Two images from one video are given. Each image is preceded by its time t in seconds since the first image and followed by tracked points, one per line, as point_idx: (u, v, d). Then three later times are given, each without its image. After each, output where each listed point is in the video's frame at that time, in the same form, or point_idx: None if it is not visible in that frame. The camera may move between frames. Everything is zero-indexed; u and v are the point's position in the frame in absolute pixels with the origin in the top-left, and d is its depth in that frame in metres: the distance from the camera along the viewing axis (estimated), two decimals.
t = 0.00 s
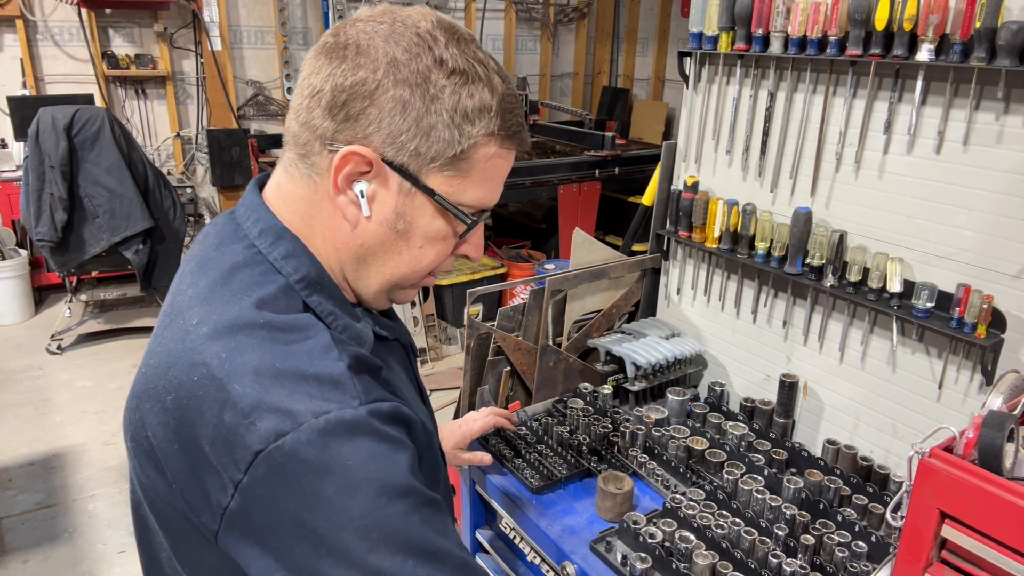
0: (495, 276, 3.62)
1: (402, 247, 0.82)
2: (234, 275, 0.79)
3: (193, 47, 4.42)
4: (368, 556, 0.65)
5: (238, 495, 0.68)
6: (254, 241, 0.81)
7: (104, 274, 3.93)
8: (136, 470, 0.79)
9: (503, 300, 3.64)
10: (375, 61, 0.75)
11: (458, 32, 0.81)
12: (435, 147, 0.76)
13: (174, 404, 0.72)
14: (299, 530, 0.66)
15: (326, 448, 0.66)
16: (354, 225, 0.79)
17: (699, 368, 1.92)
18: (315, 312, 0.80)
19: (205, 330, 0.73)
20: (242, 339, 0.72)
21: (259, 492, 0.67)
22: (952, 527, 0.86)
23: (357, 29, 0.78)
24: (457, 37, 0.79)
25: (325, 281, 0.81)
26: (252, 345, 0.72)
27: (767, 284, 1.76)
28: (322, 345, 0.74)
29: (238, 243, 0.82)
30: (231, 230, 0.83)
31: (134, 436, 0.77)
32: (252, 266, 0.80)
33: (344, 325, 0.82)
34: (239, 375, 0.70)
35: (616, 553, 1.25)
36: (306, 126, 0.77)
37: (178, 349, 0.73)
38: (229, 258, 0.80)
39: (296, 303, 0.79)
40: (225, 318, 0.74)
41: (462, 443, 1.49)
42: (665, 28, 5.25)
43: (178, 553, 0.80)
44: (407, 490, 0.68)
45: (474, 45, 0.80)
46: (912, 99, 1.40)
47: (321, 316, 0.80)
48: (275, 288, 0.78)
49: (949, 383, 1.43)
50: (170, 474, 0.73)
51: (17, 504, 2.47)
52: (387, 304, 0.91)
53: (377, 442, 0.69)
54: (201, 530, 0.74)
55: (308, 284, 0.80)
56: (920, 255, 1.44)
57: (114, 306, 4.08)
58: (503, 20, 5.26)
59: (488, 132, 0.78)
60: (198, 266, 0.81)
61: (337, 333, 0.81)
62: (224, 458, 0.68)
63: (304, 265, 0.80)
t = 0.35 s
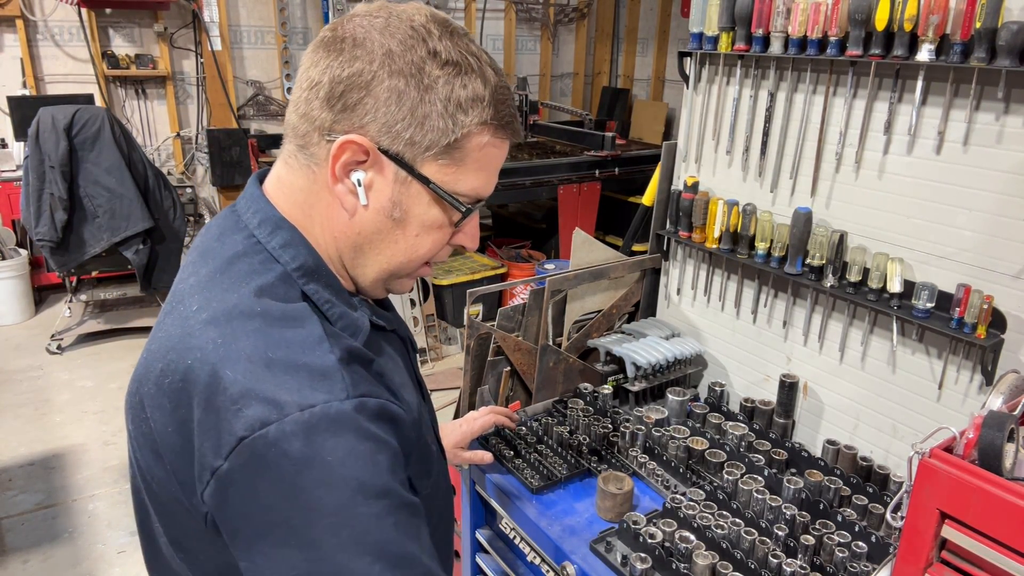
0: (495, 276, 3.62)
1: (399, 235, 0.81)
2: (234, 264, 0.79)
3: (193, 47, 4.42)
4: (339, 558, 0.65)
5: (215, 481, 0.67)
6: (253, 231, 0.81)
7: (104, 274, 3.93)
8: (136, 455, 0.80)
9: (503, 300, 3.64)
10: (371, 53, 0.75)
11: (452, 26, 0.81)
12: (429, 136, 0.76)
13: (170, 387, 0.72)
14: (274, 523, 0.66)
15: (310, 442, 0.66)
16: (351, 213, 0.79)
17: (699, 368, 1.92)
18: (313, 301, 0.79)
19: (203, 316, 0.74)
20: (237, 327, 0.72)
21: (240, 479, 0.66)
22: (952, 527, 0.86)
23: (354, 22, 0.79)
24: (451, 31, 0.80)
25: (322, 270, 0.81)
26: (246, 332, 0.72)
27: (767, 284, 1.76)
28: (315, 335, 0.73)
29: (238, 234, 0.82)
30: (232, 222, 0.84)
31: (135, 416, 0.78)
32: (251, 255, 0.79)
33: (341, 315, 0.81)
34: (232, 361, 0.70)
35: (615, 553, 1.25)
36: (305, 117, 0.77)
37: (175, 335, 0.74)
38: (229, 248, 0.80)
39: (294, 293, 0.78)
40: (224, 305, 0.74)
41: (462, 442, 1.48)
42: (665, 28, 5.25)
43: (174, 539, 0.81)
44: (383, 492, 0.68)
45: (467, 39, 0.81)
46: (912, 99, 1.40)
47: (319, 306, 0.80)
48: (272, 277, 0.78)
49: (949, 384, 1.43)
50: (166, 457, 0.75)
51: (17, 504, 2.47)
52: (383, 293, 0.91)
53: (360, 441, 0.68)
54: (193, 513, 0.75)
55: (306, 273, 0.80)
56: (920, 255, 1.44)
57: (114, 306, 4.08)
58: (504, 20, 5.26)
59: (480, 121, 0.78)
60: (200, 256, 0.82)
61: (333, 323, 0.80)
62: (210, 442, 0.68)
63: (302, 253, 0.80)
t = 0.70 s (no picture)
0: (495, 275, 3.62)
1: (388, 229, 0.81)
2: (219, 257, 0.79)
3: (193, 47, 4.43)
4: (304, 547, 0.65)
5: (188, 466, 0.67)
6: (242, 225, 0.81)
7: (104, 274, 3.93)
8: (125, 441, 0.81)
9: (503, 300, 3.65)
10: (360, 50, 0.75)
11: (439, 25, 0.82)
12: (418, 131, 0.76)
13: (154, 373, 0.73)
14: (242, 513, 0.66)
15: (284, 432, 0.66)
16: (342, 207, 0.79)
17: (699, 368, 1.92)
18: (297, 292, 0.79)
19: (188, 306, 0.74)
20: (219, 316, 0.72)
21: (212, 465, 0.66)
22: (952, 527, 0.86)
23: (340, 21, 0.79)
24: (438, 29, 0.80)
25: (309, 262, 0.81)
26: (228, 321, 0.72)
27: (767, 284, 1.76)
28: (296, 326, 0.73)
29: (227, 227, 0.82)
30: (221, 217, 0.84)
31: (124, 402, 0.79)
32: (238, 247, 0.79)
33: (327, 306, 0.80)
34: (212, 349, 0.70)
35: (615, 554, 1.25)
36: (295, 114, 0.77)
37: (161, 323, 0.74)
38: (218, 240, 0.81)
39: (279, 284, 0.78)
40: (209, 296, 0.74)
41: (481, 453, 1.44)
42: (665, 27, 5.25)
43: (161, 522, 0.82)
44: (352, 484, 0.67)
45: (454, 37, 0.81)
46: (912, 99, 1.40)
47: (303, 297, 0.79)
48: (257, 268, 0.78)
49: (949, 383, 1.43)
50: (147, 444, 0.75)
51: (17, 504, 2.47)
52: (375, 286, 0.91)
53: (334, 431, 0.68)
54: (172, 497, 0.75)
55: (292, 265, 0.79)
56: (919, 255, 1.44)
57: (114, 306, 4.08)
58: (504, 21, 5.26)
59: (467, 117, 0.79)
60: (192, 249, 0.82)
61: (319, 315, 0.79)
62: (187, 427, 0.69)
63: (288, 246, 0.79)
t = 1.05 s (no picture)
0: (495, 275, 3.62)
1: (387, 228, 0.81)
2: (213, 252, 0.78)
3: (193, 47, 4.42)
4: (288, 536, 0.68)
5: (177, 456, 0.68)
6: (236, 221, 0.80)
7: (104, 274, 3.93)
8: (122, 436, 0.82)
9: (503, 300, 3.65)
10: (366, 53, 0.75)
11: (442, 30, 0.82)
12: (421, 134, 0.77)
13: (145, 363, 0.73)
14: (226, 501, 0.67)
15: (270, 425, 0.66)
16: (343, 205, 0.78)
17: (699, 368, 1.91)
18: (289, 287, 0.78)
19: (180, 299, 0.74)
20: (210, 309, 0.72)
21: (200, 455, 0.67)
22: (952, 527, 0.86)
23: (342, 23, 0.79)
24: (441, 34, 0.81)
25: (301, 257, 0.80)
26: (219, 314, 0.72)
27: (767, 284, 1.76)
28: (283, 319, 0.73)
29: (222, 224, 0.81)
30: (216, 214, 0.83)
31: (119, 395, 0.80)
32: (232, 243, 0.79)
33: (320, 300, 0.79)
34: (202, 341, 0.70)
35: (616, 553, 1.25)
36: (297, 112, 0.76)
37: (154, 316, 0.75)
38: (213, 235, 0.80)
39: (271, 279, 0.77)
40: (201, 289, 0.74)
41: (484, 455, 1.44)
42: (665, 27, 5.25)
43: (155, 514, 0.82)
44: (338, 477, 0.68)
45: (457, 43, 0.82)
46: (912, 99, 1.40)
47: (296, 292, 0.78)
48: (250, 263, 0.77)
49: (949, 383, 1.43)
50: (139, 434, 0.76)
51: (17, 504, 2.47)
52: (368, 282, 0.91)
53: (319, 423, 0.68)
54: (162, 487, 0.75)
55: (284, 260, 0.78)
56: (919, 255, 1.44)
57: (114, 306, 4.08)
58: (504, 21, 5.26)
59: (468, 121, 0.80)
60: (187, 246, 0.82)
61: (313, 310, 0.79)
62: (176, 417, 0.69)
63: (281, 241, 0.79)
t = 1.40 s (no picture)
0: (495, 276, 3.62)
1: (392, 232, 0.81)
2: (217, 261, 0.78)
3: (193, 47, 4.43)
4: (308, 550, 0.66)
5: (189, 473, 0.68)
6: (238, 228, 0.80)
7: (104, 274, 3.93)
8: (122, 445, 0.81)
9: (503, 300, 3.65)
10: (371, 52, 0.75)
11: (447, 29, 0.82)
12: (426, 135, 0.77)
13: (151, 378, 0.73)
14: (242, 517, 0.67)
15: (284, 438, 0.66)
16: (346, 209, 0.78)
17: (699, 368, 1.91)
18: (296, 295, 0.78)
19: (185, 311, 0.74)
20: (216, 320, 0.72)
21: (212, 471, 0.67)
22: (952, 527, 0.86)
23: (346, 24, 0.79)
24: (446, 33, 0.81)
25: (307, 264, 0.80)
26: (226, 325, 0.72)
27: (767, 284, 1.75)
28: (293, 328, 0.73)
29: (224, 231, 0.81)
30: (218, 220, 0.83)
31: (123, 408, 0.79)
32: (235, 250, 0.79)
33: (326, 308, 0.79)
34: (209, 353, 0.70)
35: (616, 553, 1.25)
36: (301, 114, 0.77)
37: (158, 329, 0.74)
38: (215, 244, 0.80)
39: (277, 288, 0.77)
40: (205, 300, 0.74)
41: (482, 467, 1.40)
42: (665, 27, 5.26)
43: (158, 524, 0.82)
44: (357, 487, 0.68)
45: (462, 41, 0.82)
46: (912, 100, 1.40)
47: (302, 301, 0.78)
48: (255, 271, 0.77)
49: (949, 383, 1.43)
50: (146, 449, 0.75)
51: (17, 505, 2.47)
52: (374, 288, 0.91)
53: (335, 435, 0.67)
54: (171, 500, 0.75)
55: (289, 268, 0.79)
56: (919, 255, 1.44)
57: (114, 306, 4.08)
58: (504, 21, 5.26)
59: (475, 122, 0.80)
60: (188, 256, 0.82)
61: (318, 317, 0.79)
62: (186, 433, 0.69)
63: (286, 248, 0.79)
